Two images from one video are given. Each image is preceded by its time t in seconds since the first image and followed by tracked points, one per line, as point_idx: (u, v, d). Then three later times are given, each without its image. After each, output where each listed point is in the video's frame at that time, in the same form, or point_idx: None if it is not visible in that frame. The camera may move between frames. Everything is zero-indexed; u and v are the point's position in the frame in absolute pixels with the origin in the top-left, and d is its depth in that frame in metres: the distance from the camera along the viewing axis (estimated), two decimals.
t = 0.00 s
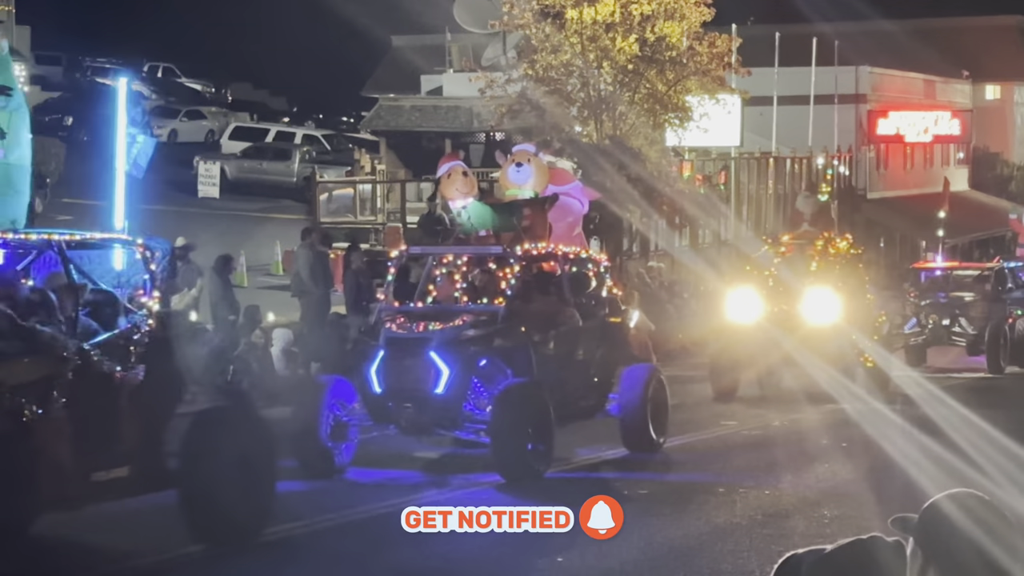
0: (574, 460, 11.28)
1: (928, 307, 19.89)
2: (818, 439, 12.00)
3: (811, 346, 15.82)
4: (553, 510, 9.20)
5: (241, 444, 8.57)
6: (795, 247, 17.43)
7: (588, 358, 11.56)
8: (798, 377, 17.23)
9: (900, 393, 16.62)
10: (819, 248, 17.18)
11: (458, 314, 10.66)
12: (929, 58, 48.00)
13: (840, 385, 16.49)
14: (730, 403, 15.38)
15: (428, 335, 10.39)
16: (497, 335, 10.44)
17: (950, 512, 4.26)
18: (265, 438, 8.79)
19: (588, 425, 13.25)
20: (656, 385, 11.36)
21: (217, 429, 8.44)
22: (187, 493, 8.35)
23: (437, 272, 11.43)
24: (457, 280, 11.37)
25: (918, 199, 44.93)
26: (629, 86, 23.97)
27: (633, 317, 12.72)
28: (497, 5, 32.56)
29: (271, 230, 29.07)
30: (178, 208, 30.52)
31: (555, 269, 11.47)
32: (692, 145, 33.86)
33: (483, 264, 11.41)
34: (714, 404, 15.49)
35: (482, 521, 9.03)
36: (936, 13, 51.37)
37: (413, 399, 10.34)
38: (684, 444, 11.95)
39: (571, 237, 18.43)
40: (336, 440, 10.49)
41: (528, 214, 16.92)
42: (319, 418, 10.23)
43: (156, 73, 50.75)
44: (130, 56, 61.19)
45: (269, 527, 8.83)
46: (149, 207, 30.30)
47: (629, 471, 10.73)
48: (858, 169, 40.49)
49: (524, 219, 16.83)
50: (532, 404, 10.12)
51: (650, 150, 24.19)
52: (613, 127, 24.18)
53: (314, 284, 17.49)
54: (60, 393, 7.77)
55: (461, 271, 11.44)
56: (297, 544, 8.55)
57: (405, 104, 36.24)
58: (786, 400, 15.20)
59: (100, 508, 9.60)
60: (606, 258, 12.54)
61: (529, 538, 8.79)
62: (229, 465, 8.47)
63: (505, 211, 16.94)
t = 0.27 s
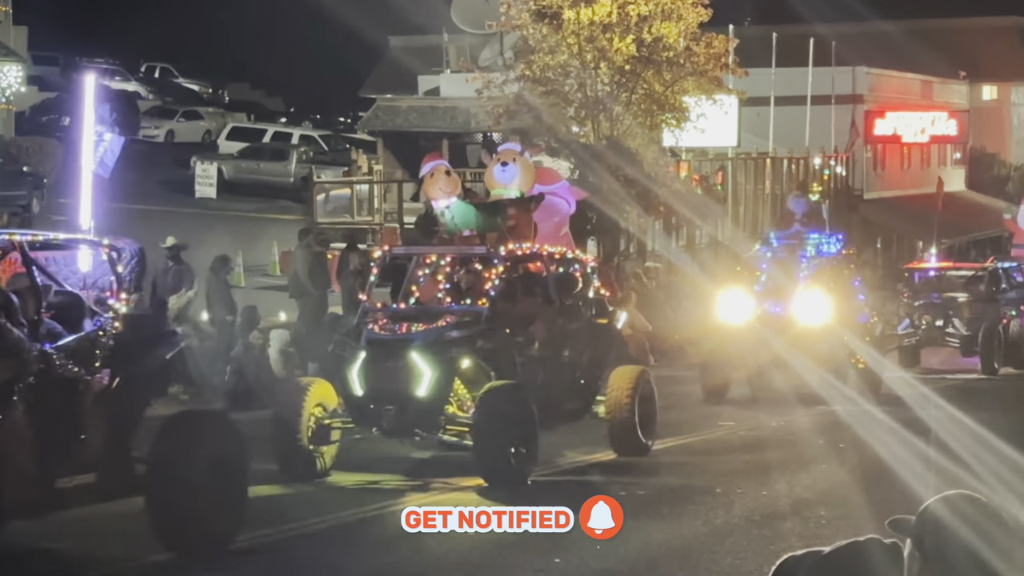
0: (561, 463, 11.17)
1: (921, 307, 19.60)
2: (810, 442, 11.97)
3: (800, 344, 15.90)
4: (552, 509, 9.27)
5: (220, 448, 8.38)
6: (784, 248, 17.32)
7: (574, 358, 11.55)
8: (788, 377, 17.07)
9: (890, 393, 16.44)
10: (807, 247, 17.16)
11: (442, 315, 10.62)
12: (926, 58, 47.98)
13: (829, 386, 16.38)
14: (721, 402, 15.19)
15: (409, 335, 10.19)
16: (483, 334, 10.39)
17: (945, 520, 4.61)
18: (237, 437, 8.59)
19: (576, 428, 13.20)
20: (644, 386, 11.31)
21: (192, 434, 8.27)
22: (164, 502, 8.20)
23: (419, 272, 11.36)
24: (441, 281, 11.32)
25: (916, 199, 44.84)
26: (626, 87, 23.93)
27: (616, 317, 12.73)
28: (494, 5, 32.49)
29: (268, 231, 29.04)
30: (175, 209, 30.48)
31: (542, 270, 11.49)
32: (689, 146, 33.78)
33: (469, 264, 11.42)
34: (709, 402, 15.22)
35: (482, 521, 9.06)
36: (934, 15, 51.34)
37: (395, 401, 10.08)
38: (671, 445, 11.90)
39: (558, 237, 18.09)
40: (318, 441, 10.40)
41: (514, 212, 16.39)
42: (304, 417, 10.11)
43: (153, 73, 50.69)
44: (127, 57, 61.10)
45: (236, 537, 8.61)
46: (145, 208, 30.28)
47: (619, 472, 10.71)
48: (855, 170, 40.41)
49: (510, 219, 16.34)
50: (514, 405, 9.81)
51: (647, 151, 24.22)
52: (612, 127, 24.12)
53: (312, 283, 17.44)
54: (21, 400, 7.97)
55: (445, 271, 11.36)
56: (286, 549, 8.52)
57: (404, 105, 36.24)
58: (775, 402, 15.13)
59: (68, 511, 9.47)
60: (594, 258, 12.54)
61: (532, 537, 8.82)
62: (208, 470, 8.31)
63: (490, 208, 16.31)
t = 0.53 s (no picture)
0: (547, 465, 11.17)
1: (913, 308, 19.43)
2: (803, 443, 11.97)
3: (793, 347, 15.81)
4: (551, 510, 9.36)
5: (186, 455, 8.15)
6: (780, 244, 17.09)
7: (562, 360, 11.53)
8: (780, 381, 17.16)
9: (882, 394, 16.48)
10: (802, 248, 16.91)
11: (425, 316, 10.58)
12: (923, 59, 47.96)
13: (821, 388, 16.44)
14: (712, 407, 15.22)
15: (390, 337, 10.17)
16: (465, 336, 10.41)
17: (939, 527, 4.68)
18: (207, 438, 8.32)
19: (565, 430, 13.18)
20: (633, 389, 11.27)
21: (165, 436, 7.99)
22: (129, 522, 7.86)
23: (403, 273, 11.25)
24: (424, 282, 11.25)
25: (913, 199, 44.78)
26: (623, 87, 23.85)
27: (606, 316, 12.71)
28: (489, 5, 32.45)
29: (264, 232, 29.02)
30: (170, 209, 30.46)
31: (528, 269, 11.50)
32: (686, 147, 33.72)
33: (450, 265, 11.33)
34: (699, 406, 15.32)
35: (482, 521, 9.14)
36: (930, 16, 51.31)
37: (377, 404, 10.08)
38: (660, 447, 11.89)
39: (546, 238, 17.93)
40: (299, 446, 10.22)
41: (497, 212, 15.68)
42: (283, 423, 10.05)
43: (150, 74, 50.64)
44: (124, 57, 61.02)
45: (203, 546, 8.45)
46: (141, 208, 30.26)
47: (611, 474, 10.71)
48: (852, 171, 40.38)
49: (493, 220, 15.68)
50: (497, 410, 9.80)
51: (646, 151, 24.22)
52: (611, 127, 24.08)
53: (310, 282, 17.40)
54: None
55: (429, 271, 11.28)
56: (275, 552, 8.52)
57: (400, 106, 36.24)
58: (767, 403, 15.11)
59: (12, 526, 9.27)
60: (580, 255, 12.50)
61: (527, 540, 8.86)
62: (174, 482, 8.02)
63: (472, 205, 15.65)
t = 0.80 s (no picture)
0: (535, 468, 11.15)
1: (907, 309, 19.30)
2: (795, 445, 11.97)
3: (784, 347, 15.86)
4: (552, 510, 9.47)
5: (155, 459, 8.07)
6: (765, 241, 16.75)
7: (548, 361, 11.52)
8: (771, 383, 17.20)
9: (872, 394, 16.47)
10: (792, 248, 16.52)
11: (408, 317, 10.49)
12: (920, 60, 47.98)
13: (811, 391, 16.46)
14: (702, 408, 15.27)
15: (374, 339, 9.99)
16: (450, 339, 10.25)
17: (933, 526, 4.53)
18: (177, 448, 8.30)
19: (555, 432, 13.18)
20: (621, 392, 11.24)
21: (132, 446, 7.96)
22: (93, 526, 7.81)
23: (386, 272, 11.13)
24: (407, 283, 11.06)
25: (910, 200, 44.70)
26: (622, 87, 23.83)
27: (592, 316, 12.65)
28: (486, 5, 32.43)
29: (261, 231, 29.03)
30: (167, 210, 30.47)
31: (513, 270, 11.48)
32: (683, 147, 33.64)
33: (434, 266, 11.15)
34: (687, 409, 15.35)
35: (482, 521, 9.25)
36: (926, 16, 51.33)
37: (360, 407, 9.86)
38: (649, 449, 11.88)
39: (532, 238, 17.62)
40: (280, 447, 10.17)
41: (484, 214, 15.98)
42: (262, 426, 10.00)
43: (147, 74, 50.64)
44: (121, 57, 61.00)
45: (174, 551, 8.35)
46: (138, 208, 30.26)
47: (602, 476, 10.73)
48: (849, 172, 40.37)
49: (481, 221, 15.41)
50: (486, 413, 9.69)
51: (643, 151, 24.14)
52: (607, 126, 24.06)
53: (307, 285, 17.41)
54: None
55: (412, 272, 11.12)
56: (265, 552, 8.56)
57: (397, 106, 36.23)
58: (759, 404, 15.11)
59: None
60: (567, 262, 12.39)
61: (524, 540, 8.93)
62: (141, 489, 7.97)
63: (459, 208, 15.85)
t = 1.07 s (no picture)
0: (520, 472, 11.04)
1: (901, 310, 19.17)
2: (787, 448, 11.90)
3: (775, 348, 15.49)
4: (552, 510, 9.45)
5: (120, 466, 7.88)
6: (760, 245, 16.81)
7: (535, 363, 11.42)
8: (762, 385, 17.17)
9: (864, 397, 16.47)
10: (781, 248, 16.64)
11: (389, 321, 10.47)
12: (917, 61, 47.95)
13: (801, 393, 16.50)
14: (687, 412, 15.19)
15: (354, 341, 9.95)
16: (432, 342, 10.14)
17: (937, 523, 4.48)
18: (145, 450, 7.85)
19: (544, 434, 13.10)
20: (609, 394, 11.13)
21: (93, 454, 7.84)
22: (57, 547, 7.34)
23: (368, 274, 11.09)
24: (389, 284, 11.07)
25: (907, 201, 44.61)
26: (620, 87, 23.74)
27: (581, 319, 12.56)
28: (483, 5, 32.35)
29: (257, 231, 28.98)
30: (162, 209, 30.42)
31: (499, 270, 11.35)
32: (680, 147, 33.53)
33: (416, 268, 11.17)
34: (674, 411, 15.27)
35: (482, 521, 9.23)
36: (924, 17, 51.30)
37: (340, 409, 9.83)
38: (635, 452, 11.80)
39: (518, 239, 16.36)
40: (260, 451, 10.08)
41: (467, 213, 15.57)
42: (242, 430, 9.85)
43: (144, 74, 50.57)
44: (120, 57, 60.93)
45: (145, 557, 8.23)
46: (133, 208, 30.20)
47: (592, 479, 10.65)
48: (846, 172, 40.31)
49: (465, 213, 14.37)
50: (470, 419, 9.53)
51: (639, 152, 24.06)
52: (604, 127, 23.97)
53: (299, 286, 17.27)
54: None
55: (394, 273, 11.12)
56: (251, 555, 8.51)
57: (391, 106, 36.16)
58: (751, 406, 15.04)
59: None
60: (553, 262, 12.28)
61: (521, 541, 8.91)
62: (109, 500, 7.53)
63: (442, 209, 15.49)
